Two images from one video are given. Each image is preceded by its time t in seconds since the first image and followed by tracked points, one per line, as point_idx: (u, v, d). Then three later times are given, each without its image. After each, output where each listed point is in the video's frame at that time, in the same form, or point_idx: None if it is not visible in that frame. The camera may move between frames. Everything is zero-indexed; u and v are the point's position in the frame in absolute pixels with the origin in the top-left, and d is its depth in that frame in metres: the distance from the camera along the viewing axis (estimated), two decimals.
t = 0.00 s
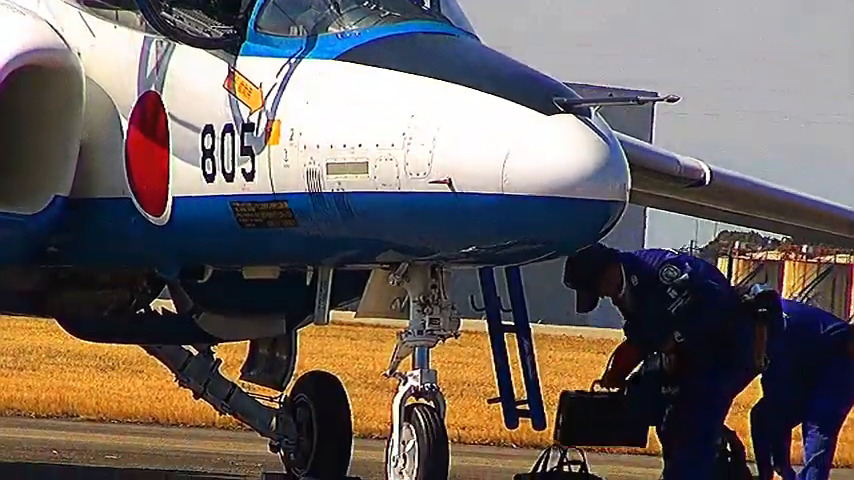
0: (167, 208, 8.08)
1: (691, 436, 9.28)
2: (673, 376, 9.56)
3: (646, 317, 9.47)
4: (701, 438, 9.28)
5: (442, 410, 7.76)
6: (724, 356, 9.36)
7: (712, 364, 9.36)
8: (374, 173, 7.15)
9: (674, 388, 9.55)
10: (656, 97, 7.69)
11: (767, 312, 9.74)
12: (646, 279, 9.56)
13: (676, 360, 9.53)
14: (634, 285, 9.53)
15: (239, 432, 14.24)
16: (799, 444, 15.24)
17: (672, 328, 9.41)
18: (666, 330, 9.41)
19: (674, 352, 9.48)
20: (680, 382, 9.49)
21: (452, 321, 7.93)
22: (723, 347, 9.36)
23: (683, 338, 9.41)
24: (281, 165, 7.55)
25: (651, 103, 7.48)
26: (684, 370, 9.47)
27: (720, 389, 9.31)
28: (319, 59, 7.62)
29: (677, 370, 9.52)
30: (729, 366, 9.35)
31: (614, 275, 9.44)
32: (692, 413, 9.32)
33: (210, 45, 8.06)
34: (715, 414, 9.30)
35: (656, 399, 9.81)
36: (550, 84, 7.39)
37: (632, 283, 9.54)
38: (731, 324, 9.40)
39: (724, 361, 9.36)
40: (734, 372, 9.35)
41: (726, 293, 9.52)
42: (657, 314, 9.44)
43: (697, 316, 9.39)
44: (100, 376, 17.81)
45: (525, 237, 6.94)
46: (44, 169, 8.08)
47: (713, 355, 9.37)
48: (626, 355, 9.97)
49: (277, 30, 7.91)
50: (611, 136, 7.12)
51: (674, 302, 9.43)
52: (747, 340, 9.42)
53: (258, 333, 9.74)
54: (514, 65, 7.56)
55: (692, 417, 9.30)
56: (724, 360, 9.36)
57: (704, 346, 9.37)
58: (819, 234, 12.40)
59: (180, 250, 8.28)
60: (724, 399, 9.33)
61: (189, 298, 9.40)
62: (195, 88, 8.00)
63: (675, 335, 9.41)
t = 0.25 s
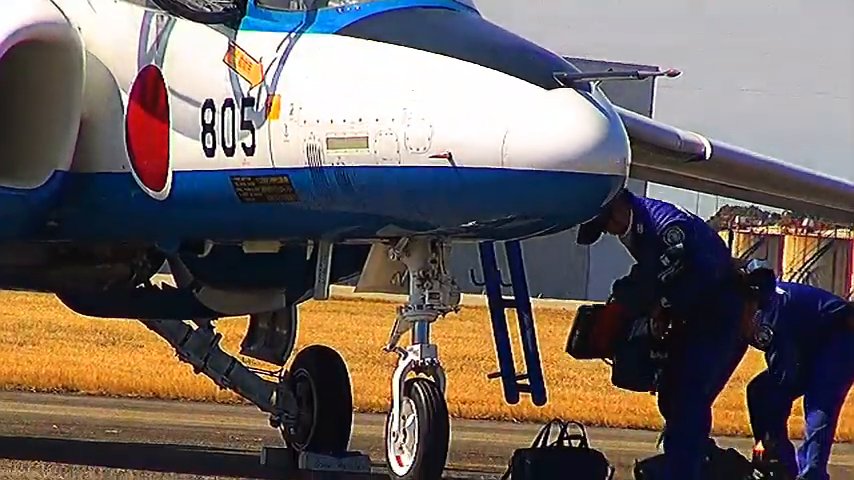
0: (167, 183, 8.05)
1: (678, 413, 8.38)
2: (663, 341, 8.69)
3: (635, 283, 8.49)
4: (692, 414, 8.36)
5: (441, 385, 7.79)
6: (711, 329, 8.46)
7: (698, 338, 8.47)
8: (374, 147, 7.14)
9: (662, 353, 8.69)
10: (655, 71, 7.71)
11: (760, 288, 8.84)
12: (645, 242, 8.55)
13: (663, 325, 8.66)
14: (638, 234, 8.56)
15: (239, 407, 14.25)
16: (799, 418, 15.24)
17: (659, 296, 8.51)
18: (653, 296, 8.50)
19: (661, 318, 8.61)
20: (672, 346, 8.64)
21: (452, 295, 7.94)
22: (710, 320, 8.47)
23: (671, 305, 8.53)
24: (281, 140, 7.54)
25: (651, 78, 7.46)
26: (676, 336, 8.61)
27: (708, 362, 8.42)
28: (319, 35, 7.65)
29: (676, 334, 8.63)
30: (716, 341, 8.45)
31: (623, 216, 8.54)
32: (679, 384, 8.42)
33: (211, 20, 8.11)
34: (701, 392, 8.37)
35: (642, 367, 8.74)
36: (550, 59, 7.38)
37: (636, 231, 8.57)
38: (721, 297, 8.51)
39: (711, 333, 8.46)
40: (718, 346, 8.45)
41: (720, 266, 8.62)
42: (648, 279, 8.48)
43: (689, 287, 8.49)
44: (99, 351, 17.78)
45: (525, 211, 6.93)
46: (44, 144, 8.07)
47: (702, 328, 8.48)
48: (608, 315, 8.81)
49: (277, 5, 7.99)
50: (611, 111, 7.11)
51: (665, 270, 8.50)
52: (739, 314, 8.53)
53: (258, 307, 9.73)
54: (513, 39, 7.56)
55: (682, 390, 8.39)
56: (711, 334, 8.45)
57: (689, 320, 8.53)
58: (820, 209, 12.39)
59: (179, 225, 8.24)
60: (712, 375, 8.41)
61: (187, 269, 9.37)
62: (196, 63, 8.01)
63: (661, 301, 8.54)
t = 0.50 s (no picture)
0: (167, 167, 8.02)
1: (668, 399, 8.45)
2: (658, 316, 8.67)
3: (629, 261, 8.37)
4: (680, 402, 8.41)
5: (441, 369, 7.80)
6: (696, 319, 8.43)
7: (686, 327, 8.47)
8: (374, 131, 7.14)
9: (654, 328, 8.68)
10: (655, 55, 7.70)
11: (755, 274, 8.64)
12: (645, 219, 8.48)
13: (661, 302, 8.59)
14: (638, 204, 8.52)
15: (238, 391, 14.25)
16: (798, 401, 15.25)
17: (651, 275, 8.36)
18: (645, 273, 8.35)
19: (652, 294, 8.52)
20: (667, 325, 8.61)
21: (453, 279, 7.93)
22: (697, 308, 8.44)
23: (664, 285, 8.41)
24: (281, 123, 7.52)
25: (651, 61, 7.45)
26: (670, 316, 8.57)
27: (697, 349, 8.41)
28: (319, 18, 7.63)
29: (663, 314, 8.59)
30: (704, 328, 8.42)
31: (624, 186, 8.44)
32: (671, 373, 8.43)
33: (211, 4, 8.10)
34: (692, 382, 8.38)
35: (633, 339, 8.71)
36: (551, 43, 7.36)
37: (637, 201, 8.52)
38: (713, 284, 8.45)
39: (696, 325, 8.44)
40: (706, 333, 8.42)
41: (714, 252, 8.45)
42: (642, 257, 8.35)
43: (679, 269, 8.38)
44: (99, 336, 17.77)
45: (525, 195, 6.92)
46: (41, 129, 8.06)
47: (692, 314, 8.45)
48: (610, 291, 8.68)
49: None
50: (611, 95, 7.09)
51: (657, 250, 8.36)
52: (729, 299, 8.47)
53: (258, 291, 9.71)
54: (514, 23, 7.54)
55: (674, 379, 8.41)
56: (700, 322, 8.42)
57: (681, 304, 8.50)
58: (820, 193, 12.37)
59: (179, 209, 8.22)
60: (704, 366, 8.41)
61: (187, 253, 9.40)
62: (196, 46, 7.99)
63: (654, 280, 8.39)
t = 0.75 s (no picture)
0: (167, 163, 8.02)
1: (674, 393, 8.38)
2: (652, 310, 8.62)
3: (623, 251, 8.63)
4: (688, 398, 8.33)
5: (441, 365, 7.78)
6: (688, 312, 8.40)
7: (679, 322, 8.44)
8: (374, 126, 7.13)
9: (649, 321, 8.63)
10: (656, 51, 7.68)
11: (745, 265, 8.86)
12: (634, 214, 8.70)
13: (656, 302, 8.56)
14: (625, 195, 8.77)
15: (238, 388, 14.24)
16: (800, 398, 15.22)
17: (643, 266, 8.54)
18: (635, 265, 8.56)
19: (647, 290, 8.60)
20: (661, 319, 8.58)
21: (453, 275, 7.91)
22: (688, 300, 8.41)
23: (656, 277, 8.52)
24: (281, 119, 7.51)
25: (652, 56, 7.44)
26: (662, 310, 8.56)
27: (692, 341, 8.36)
28: (319, 14, 7.61)
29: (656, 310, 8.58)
30: (696, 320, 8.38)
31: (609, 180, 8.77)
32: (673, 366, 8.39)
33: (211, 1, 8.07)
34: (690, 373, 8.33)
35: (627, 334, 8.71)
36: (551, 38, 7.35)
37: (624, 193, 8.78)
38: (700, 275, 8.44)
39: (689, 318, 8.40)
40: (698, 325, 8.38)
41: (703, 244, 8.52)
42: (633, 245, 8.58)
43: (666, 257, 8.50)
44: (98, 332, 17.76)
45: (526, 191, 6.91)
46: (41, 126, 8.05)
47: (684, 307, 8.41)
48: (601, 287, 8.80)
49: None
50: (611, 91, 7.08)
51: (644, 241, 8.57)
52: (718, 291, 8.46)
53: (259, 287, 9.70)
54: (513, 18, 7.53)
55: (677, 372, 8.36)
56: (692, 313, 8.38)
57: (670, 298, 8.50)
58: (822, 190, 12.34)
59: (178, 205, 8.21)
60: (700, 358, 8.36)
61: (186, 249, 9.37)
62: (197, 42, 7.98)
63: (647, 273, 8.55)
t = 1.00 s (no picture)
0: (168, 163, 8.02)
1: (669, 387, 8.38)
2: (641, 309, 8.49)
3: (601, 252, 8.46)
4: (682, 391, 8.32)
5: (442, 365, 7.78)
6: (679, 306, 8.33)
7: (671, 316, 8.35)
8: (374, 127, 7.13)
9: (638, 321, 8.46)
10: (656, 51, 7.68)
11: (731, 256, 8.82)
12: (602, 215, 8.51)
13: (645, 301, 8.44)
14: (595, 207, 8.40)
15: (238, 388, 14.24)
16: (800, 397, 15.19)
17: (625, 264, 8.38)
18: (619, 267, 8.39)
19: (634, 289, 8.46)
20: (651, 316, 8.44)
21: (453, 274, 7.91)
22: (677, 294, 8.34)
23: (641, 274, 8.39)
24: (281, 119, 7.52)
25: (651, 56, 7.44)
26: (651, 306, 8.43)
27: (686, 335, 8.32)
28: (319, 15, 7.62)
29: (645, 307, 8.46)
30: (687, 314, 8.31)
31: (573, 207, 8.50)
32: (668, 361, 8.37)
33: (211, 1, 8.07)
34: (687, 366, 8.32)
35: (616, 337, 8.45)
36: (550, 38, 7.35)
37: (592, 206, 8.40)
38: (686, 268, 8.36)
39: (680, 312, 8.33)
40: (690, 319, 8.32)
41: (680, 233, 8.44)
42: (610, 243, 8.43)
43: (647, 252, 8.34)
44: (99, 332, 17.76)
45: (526, 191, 6.91)
46: (41, 127, 8.05)
47: (674, 302, 8.33)
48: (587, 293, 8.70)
49: None
50: (611, 91, 7.08)
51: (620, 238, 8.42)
52: (705, 282, 8.40)
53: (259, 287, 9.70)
54: (513, 18, 7.53)
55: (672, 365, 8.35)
56: (682, 307, 8.32)
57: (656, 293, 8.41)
58: (822, 189, 12.32)
59: (179, 206, 8.21)
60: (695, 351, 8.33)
61: (186, 248, 9.36)
62: (197, 42, 7.99)
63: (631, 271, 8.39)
